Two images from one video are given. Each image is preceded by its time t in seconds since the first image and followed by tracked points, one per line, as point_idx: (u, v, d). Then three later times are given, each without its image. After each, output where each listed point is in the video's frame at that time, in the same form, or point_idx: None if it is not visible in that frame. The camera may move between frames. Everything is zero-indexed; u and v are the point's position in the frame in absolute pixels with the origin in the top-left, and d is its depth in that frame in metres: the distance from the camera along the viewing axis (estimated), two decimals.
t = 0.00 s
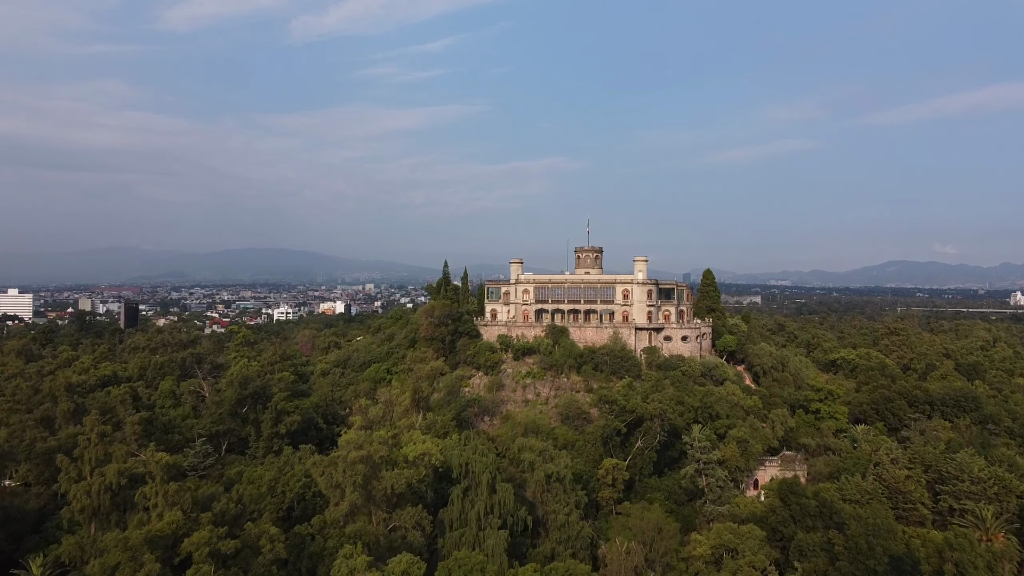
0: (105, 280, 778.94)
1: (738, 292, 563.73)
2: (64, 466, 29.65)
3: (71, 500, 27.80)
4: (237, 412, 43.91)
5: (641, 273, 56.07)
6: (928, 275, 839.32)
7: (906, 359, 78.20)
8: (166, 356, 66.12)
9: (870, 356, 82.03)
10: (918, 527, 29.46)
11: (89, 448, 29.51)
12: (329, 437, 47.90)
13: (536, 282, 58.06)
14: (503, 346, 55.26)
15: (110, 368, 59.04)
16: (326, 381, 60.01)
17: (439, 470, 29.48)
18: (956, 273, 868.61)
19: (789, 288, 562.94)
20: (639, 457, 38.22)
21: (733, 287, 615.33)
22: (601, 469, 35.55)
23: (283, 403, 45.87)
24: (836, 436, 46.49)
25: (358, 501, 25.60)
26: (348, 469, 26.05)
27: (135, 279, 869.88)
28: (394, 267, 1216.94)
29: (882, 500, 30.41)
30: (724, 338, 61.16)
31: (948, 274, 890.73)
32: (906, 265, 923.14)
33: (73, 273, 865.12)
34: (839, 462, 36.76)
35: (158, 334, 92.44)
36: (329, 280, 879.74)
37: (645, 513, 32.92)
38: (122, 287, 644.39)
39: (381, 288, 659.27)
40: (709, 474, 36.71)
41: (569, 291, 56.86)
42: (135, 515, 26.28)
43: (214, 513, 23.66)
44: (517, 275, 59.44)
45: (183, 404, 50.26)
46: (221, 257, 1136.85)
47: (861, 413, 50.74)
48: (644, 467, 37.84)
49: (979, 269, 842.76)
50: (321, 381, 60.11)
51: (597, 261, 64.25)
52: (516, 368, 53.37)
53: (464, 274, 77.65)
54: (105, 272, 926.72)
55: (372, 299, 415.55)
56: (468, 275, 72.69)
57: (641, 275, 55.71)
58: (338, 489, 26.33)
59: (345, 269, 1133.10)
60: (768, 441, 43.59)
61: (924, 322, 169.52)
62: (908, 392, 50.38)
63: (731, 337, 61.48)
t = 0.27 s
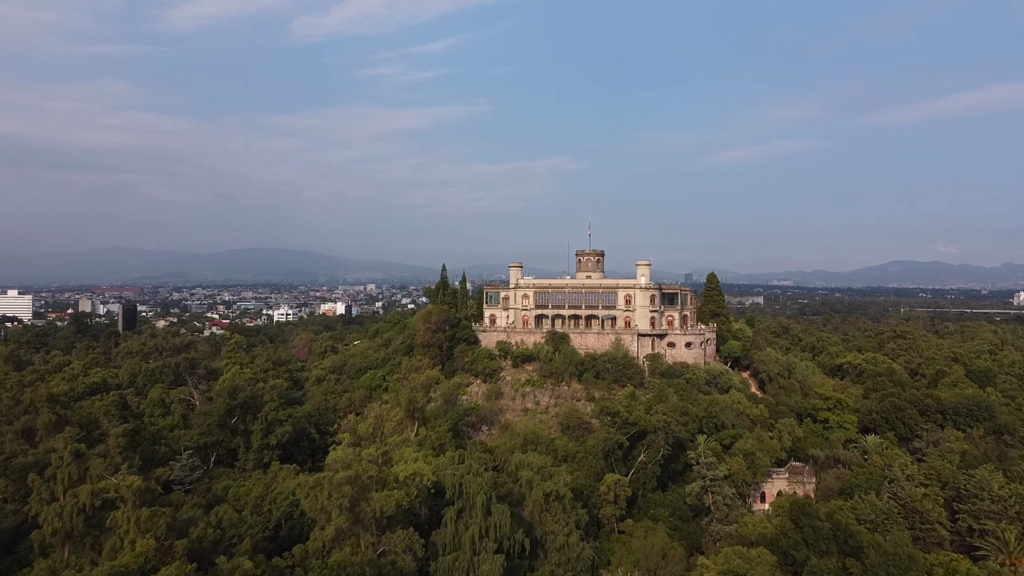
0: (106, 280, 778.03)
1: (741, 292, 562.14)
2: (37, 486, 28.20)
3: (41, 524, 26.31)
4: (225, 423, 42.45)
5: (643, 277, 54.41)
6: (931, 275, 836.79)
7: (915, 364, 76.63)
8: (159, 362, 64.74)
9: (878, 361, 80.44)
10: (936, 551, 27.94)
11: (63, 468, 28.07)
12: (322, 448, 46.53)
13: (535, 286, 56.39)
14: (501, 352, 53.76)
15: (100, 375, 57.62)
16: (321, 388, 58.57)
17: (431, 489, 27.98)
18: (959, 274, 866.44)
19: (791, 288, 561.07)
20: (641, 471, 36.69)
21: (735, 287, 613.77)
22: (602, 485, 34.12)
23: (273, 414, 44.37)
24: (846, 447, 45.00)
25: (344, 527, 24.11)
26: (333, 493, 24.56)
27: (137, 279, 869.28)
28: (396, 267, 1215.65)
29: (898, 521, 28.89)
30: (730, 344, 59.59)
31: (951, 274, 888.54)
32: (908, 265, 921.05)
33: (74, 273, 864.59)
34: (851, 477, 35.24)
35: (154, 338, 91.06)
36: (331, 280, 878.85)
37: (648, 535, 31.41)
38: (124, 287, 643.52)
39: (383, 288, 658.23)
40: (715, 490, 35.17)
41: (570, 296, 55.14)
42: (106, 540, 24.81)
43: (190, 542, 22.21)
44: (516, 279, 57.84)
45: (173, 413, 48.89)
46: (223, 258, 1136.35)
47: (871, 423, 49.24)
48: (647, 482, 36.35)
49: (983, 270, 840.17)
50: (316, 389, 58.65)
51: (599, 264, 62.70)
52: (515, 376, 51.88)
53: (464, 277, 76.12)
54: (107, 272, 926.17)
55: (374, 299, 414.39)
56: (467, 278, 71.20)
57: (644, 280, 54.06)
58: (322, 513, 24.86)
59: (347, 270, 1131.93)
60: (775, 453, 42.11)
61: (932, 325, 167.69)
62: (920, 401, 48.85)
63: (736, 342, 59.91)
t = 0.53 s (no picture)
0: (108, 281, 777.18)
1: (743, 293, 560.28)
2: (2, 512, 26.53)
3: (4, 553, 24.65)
4: (211, 437, 40.75)
5: (647, 283, 52.57)
6: (935, 275, 835.40)
7: (924, 371, 74.87)
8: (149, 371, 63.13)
9: (886, 367, 78.70)
10: None
11: (29, 492, 26.39)
12: (313, 462, 44.88)
13: (535, 292, 54.52)
14: (500, 361, 52.02)
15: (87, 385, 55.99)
16: (314, 397, 56.87)
17: (421, 515, 26.28)
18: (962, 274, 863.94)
19: (794, 289, 558.99)
20: (645, 489, 34.97)
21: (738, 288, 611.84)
22: (604, 506, 32.35)
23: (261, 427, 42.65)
24: (858, 462, 43.28)
25: (326, 559, 22.42)
26: (315, 522, 22.87)
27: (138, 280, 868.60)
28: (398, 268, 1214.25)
29: (919, 549, 27.15)
30: (735, 351, 57.82)
31: (955, 274, 886.03)
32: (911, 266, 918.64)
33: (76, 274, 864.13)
34: (866, 497, 33.44)
35: (147, 343, 89.39)
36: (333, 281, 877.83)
37: (653, 562, 29.69)
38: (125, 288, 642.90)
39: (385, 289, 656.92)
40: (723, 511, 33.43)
41: (571, 302, 53.31)
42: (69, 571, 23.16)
43: None
44: (515, 284, 56.06)
45: (159, 425, 47.21)
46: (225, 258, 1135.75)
47: (883, 435, 47.53)
48: (651, 501, 34.63)
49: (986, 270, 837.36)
50: (309, 398, 56.96)
51: (601, 269, 60.97)
52: (514, 386, 50.16)
53: (462, 281, 74.40)
54: (109, 273, 925.63)
55: (375, 301, 412.96)
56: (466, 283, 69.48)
57: (648, 286, 52.23)
58: (304, 544, 23.16)
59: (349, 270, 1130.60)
60: (785, 468, 40.38)
61: (938, 327, 165.77)
62: (934, 412, 47.11)
63: (742, 350, 58.14)
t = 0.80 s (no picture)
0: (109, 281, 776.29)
1: (746, 294, 558.93)
2: None
3: None
4: (199, 450, 39.48)
5: (649, 287, 51.00)
6: (937, 275, 833.83)
7: (932, 377, 73.48)
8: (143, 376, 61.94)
9: (894, 371, 77.33)
10: None
11: None
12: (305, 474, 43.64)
13: (534, 297, 52.98)
14: (498, 368, 50.68)
15: (75, 393, 54.79)
16: (308, 405, 55.58)
17: (412, 539, 25.00)
18: (965, 274, 862.22)
19: (797, 289, 557.14)
20: (648, 505, 33.75)
21: (740, 288, 610.53)
22: (606, 523, 31.30)
23: (250, 438, 41.33)
24: (868, 473, 41.91)
25: None
26: (298, 549, 21.62)
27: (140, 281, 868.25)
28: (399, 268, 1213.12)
29: (938, 572, 25.85)
30: (740, 357, 56.49)
31: (957, 275, 884.15)
32: (914, 266, 916.78)
33: (77, 274, 863.72)
34: (878, 514, 32.22)
35: (142, 347, 88.12)
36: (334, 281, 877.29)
37: None
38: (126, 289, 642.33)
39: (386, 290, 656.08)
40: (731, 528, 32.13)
41: (571, 307, 51.87)
42: None
43: None
44: (514, 289, 54.68)
45: (148, 434, 45.95)
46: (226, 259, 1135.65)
47: (893, 444, 46.20)
48: (654, 517, 33.43)
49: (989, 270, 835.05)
50: (304, 406, 55.66)
51: (602, 273, 59.62)
52: (513, 394, 48.84)
53: (461, 285, 73.05)
54: (110, 273, 925.19)
55: (377, 302, 412.05)
56: (464, 287, 68.18)
57: (650, 290, 50.73)
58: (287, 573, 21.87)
59: (350, 270, 1129.47)
60: (793, 481, 39.04)
61: (944, 330, 164.21)
62: (945, 421, 45.76)
63: (747, 355, 56.79)
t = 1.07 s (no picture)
0: (110, 282, 775.33)
1: (748, 294, 557.24)
2: None
3: None
4: (183, 466, 37.81)
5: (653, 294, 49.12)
6: (940, 275, 831.61)
7: (942, 383, 71.83)
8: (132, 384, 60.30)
9: (903, 377, 75.66)
10: None
11: None
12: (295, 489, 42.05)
13: (533, 303, 51.17)
14: (496, 377, 49.02)
15: (59, 403, 53.11)
16: (301, 414, 53.90)
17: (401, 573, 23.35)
18: (968, 274, 859.95)
19: (800, 289, 554.94)
20: (652, 527, 32.28)
21: (743, 289, 608.72)
22: (608, 548, 29.74)
23: (238, 453, 39.71)
24: (880, 489, 40.27)
25: None
26: None
27: (141, 281, 867.42)
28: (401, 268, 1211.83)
29: None
30: (746, 365, 54.83)
31: (960, 275, 881.71)
32: (917, 266, 914.42)
33: (79, 275, 862.96)
34: (895, 538, 30.71)
35: (135, 352, 86.44)
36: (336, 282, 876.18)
37: None
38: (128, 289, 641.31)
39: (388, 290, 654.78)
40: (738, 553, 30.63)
41: (571, 314, 50.12)
42: None
43: None
44: (513, 295, 52.95)
45: (133, 447, 44.28)
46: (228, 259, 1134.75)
47: (906, 457, 44.56)
48: (659, 540, 31.96)
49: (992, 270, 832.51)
50: (296, 416, 54.03)
51: (604, 278, 57.93)
52: (511, 405, 47.17)
53: (459, 290, 71.33)
54: (111, 274, 924.42)
55: (378, 302, 410.60)
56: (462, 292, 66.50)
57: (654, 297, 48.91)
58: None
59: (352, 270, 1128.04)
60: (804, 500, 37.29)
61: (950, 333, 162.31)
62: (960, 433, 44.12)
63: (753, 363, 55.13)
